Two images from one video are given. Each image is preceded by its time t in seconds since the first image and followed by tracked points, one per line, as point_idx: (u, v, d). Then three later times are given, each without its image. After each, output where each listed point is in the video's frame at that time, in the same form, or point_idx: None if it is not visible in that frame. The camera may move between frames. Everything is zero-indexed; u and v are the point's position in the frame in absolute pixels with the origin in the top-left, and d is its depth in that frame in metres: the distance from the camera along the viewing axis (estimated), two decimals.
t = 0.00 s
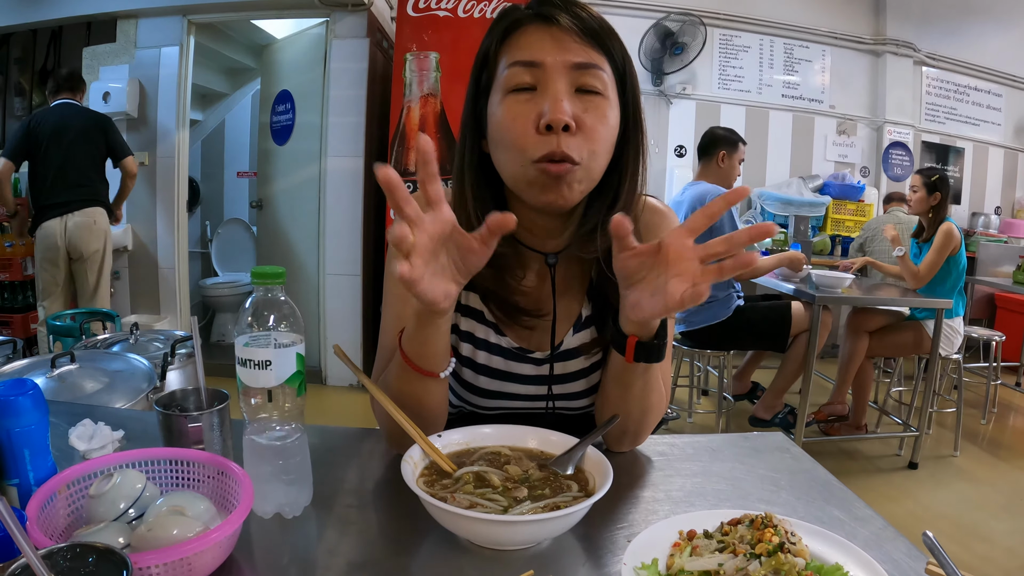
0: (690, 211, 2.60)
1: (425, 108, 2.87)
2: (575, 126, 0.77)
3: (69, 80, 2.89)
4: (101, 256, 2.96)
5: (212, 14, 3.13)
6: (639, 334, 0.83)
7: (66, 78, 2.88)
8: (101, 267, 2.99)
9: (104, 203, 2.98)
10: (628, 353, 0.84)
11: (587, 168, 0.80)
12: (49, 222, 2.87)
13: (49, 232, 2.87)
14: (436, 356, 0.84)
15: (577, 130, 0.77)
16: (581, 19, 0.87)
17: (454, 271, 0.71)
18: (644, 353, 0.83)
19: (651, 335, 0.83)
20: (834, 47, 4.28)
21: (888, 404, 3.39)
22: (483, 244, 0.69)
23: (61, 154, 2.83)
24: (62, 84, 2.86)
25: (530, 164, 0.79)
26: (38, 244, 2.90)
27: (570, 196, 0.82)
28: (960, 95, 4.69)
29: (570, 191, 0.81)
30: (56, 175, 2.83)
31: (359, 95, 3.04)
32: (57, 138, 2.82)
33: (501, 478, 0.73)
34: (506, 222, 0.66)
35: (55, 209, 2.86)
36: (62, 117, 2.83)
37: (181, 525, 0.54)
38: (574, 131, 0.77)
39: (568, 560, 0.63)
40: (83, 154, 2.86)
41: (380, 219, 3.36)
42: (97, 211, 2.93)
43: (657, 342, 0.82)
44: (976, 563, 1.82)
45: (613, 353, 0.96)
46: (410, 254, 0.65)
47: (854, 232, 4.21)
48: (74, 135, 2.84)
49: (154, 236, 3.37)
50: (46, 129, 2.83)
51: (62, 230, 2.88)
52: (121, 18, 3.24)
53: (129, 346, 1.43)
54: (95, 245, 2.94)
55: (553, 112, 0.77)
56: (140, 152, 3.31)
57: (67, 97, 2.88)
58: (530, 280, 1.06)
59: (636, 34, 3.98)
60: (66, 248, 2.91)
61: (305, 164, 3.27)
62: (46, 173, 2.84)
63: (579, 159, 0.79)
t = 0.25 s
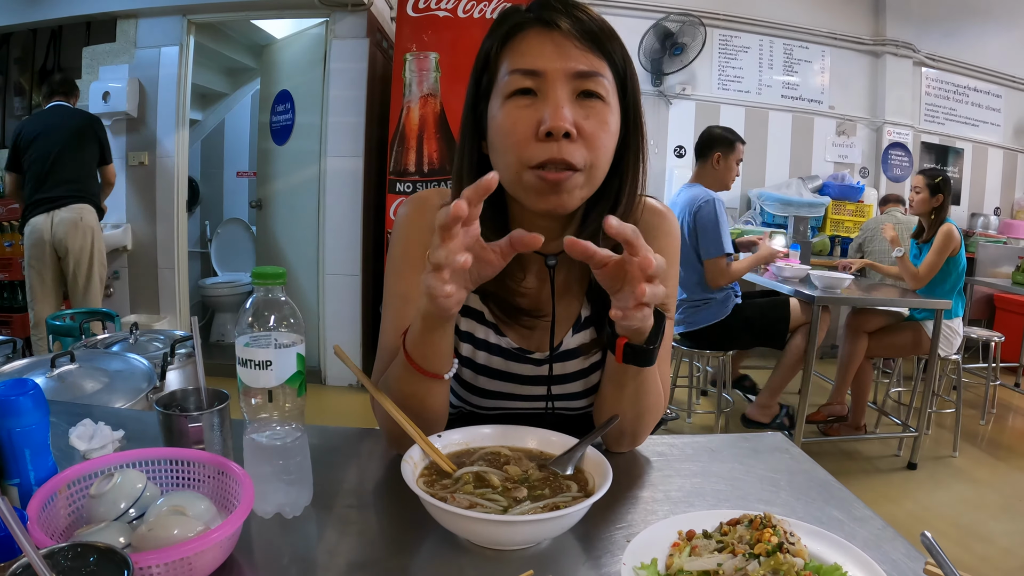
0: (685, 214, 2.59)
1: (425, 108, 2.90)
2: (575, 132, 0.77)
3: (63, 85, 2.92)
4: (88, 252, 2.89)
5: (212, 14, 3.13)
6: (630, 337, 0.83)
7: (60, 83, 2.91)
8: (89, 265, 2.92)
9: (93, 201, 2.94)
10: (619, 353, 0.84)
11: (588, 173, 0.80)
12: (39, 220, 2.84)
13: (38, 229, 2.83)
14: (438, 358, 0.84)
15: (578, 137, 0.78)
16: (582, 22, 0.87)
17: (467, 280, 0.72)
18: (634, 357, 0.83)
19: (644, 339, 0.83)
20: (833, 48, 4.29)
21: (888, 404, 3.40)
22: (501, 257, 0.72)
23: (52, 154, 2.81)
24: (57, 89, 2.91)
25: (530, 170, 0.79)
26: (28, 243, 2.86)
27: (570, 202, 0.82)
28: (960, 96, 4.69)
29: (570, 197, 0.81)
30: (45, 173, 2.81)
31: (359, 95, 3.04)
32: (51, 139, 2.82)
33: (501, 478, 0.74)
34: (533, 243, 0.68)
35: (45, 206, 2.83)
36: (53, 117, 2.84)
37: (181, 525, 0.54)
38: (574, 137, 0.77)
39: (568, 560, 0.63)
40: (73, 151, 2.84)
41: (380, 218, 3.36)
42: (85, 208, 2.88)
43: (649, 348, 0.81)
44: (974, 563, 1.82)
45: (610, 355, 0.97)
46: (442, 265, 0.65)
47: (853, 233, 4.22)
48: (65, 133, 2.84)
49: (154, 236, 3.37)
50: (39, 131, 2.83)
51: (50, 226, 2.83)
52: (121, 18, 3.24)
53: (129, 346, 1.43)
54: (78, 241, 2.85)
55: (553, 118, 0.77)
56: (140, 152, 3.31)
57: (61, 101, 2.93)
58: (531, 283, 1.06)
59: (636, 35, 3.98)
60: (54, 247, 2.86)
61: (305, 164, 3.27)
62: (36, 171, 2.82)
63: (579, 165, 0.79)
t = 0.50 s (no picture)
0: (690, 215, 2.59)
1: (425, 109, 2.90)
2: (575, 135, 0.77)
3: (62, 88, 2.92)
4: (80, 252, 2.85)
5: (212, 14, 3.13)
6: (634, 337, 0.83)
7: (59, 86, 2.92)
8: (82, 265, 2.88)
9: (87, 201, 2.90)
10: (623, 354, 0.84)
11: (587, 175, 0.80)
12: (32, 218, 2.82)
13: (32, 229, 2.82)
14: (437, 358, 0.84)
15: (577, 139, 0.78)
16: (581, 23, 0.87)
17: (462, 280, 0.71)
18: (639, 357, 0.83)
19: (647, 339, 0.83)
20: (833, 48, 4.29)
21: (888, 404, 3.40)
22: (494, 259, 0.71)
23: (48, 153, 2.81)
24: (56, 91, 2.91)
25: (530, 173, 0.79)
26: (23, 244, 2.85)
27: (570, 205, 0.82)
28: (960, 96, 4.69)
29: (570, 200, 0.81)
30: (41, 174, 2.81)
31: (359, 95, 3.04)
32: (49, 139, 2.82)
33: (501, 478, 0.74)
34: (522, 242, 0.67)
35: (40, 205, 2.82)
36: (51, 120, 2.85)
37: (182, 525, 0.54)
38: (574, 140, 0.77)
39: (568, 559, 0.64)
40: (67, 151, 2.82)
41: (380, 218, 3.37)
42: (78, 207, 2.84)
43: (651, 347, 0.82)
44: (974, 563, 1.82)
45: (611, 355, 0.97)
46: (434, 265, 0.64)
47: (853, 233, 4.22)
48: (61, 134, 2.83)
49: (154, 236, 3.37)
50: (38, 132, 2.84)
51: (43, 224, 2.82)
52: (121, 18, 3.24)
53: (129, 346, 1.43)
54: (69, 240, 2.83)
55: (552, 120, 0.77)
56: (140, 152, 3.31)
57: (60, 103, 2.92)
58: (531, 284, 1.06)
59: (636, 35, 3.98)
60: (47, 246, 2.85)
61: (305, 164, 3.27)
62: (33, 173, 2.83)
63: (578, 168, 0.79)
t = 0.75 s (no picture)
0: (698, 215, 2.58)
1: (425, 108, 2.89)
2: (576, 136, 0.77)
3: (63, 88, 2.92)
4: (77, 252, 2.85)
5: (212, 13, 3.12)
6: (639, 333, 0.83)
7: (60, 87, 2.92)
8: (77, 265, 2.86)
9: (85, 202, 2.89)
10: (628, 353, 0.84)
11: (588, 176, 0.80)
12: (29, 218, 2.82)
13: (28, 228, 2.82)
14: (438, 356, 0.84)
15: (578, 139, 0.78)
16: (582, 23, 0.87)
17: (455, 260, 0.73)
18: (644, 353, 0.83)
19: (651, 335, 0.83)
20: (833, 49, 4.29)
21: (887, 404, 3.40)
22: (480, 230, 0.72)
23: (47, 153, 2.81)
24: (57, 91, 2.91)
25: (531, 174, 0.79)
26: (20, 242, 2.85)
27: (571, 205, 0.82)
28: (960, 96, 4.69)
29: (571, 201, 0.82)
30: (38, 174, 2.81)
31: (359, 95, 3.04)
32: (48, 140, 2.82)
33: (501, 478, 0.74)
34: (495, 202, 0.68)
35: (37, 204, 2.81)
36: (49, 120, 2.85)
37: (182, 525, 0.54)
38: (575, 140, 0.77)
39: (568, 560, 0.64)
40: (65, 151, 2.82)
41: (380, 218, 3.36)
42: (75, 207, 2.83)
43: (656, 342, 0.82)
44: (973, 563, 1.83)
45: (611, 355, 0.97)
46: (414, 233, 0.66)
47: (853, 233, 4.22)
48: (59, 134, 2.83)
49: (153, 235, 3.36)
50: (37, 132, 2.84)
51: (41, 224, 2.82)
52: (121, 18, 3.24)
53: (128, 346, 1.43)
54: (66, 240, 2.82)
55: (553, 121, 0.77)
56: (140, 152, 3.31)
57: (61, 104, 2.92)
58: (531, 283, 1.07)
59: (636, 35, 3.98)
60: (45, 246, 2.84)
61: (304, 164, 3.27)
62: (30, 172, 2.83)
63: (579, 168, 0.79)
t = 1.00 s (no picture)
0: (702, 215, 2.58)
1: (425, 108, 2.88)
2: (575, 136, 0.77)
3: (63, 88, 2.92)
4: (77, 252, 2.85)
5: (212, 13, 3.12)
6: (633, 334, 0.83)
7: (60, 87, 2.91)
8: (77, 265, 2.86)
9: (86, 202, 2.89)
10: (623, 353, 0.83)
11: (587, 177, 0.80)
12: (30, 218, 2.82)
13: (28, 227, 2.82)
14: (438, 356, 0.84)
15: (578, 140, 0.78)
16: (582, 23, 0.86)
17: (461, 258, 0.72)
18: (639, 355, 0.83)
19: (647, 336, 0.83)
20: (834, 48, 4.29)
21: (887, 404, 3.40)
22: (487, 229, 0.72)
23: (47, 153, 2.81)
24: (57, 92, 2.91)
25: (530, 174, 0.79)
26: (20, 242, 2.85)
27: (570, 206, 0.82)
28: (960, 96, 4.69)
29: (570, 201, 0.82)
30: (38, 173, 2.81)
31: (358, 94, 3.04)
32: (48, 140, 2.82)
33: (501, 479, 0.74)
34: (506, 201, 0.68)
35: (38, 204, 2.81)
36: (50, 121, 2.85)
37: (181, 525, 0.54)
38: (574, 141, 0.77)
39: (568, 560, 0.63)
40: (65, 151, 2.81)
41: (380, 218, 3.36)
42: (76, 207, 2.83)
43: (653, 343, 0.82)
44: (973, 562, 1.83)
45: (611, 354, 0.97)
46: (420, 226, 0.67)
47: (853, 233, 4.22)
48: (59, 134, 2.83)
49: (153, 235, 3.36)
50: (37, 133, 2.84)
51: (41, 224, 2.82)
52: (121, 18, 3.24)
53: (128, 346, 1.42)
54: (67, 240, 2.83)
55: (552, 122, 0.77)
56: (139, 152, 3.31)
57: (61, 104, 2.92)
58: (531, 284, 1.07)
59: (636, 34, 3.98)
60: (45, 246, 2.84)
61: (304, 163, 3.27)
62: (30, 171, 2.83)
63: (579, 169, 0.79)
